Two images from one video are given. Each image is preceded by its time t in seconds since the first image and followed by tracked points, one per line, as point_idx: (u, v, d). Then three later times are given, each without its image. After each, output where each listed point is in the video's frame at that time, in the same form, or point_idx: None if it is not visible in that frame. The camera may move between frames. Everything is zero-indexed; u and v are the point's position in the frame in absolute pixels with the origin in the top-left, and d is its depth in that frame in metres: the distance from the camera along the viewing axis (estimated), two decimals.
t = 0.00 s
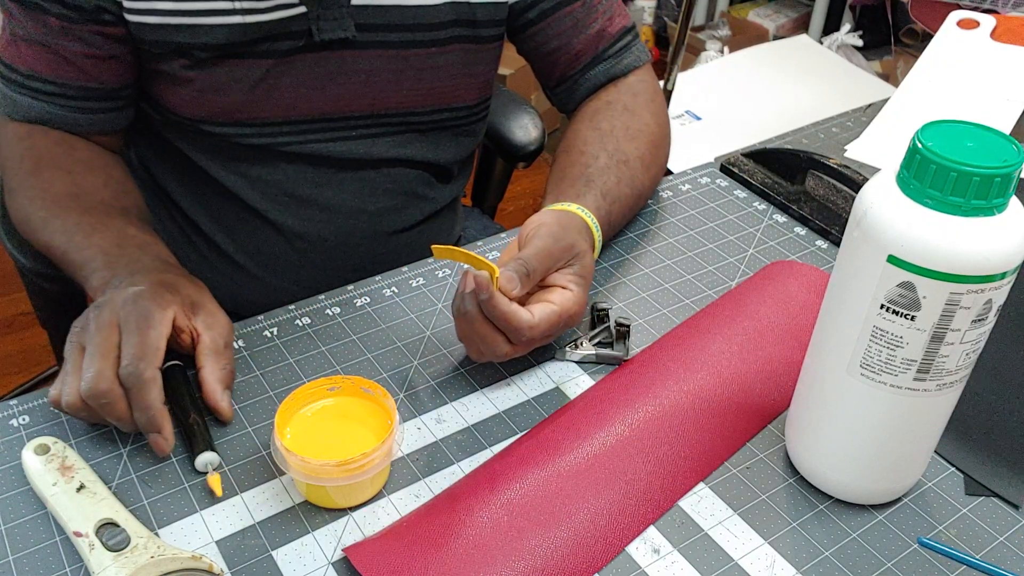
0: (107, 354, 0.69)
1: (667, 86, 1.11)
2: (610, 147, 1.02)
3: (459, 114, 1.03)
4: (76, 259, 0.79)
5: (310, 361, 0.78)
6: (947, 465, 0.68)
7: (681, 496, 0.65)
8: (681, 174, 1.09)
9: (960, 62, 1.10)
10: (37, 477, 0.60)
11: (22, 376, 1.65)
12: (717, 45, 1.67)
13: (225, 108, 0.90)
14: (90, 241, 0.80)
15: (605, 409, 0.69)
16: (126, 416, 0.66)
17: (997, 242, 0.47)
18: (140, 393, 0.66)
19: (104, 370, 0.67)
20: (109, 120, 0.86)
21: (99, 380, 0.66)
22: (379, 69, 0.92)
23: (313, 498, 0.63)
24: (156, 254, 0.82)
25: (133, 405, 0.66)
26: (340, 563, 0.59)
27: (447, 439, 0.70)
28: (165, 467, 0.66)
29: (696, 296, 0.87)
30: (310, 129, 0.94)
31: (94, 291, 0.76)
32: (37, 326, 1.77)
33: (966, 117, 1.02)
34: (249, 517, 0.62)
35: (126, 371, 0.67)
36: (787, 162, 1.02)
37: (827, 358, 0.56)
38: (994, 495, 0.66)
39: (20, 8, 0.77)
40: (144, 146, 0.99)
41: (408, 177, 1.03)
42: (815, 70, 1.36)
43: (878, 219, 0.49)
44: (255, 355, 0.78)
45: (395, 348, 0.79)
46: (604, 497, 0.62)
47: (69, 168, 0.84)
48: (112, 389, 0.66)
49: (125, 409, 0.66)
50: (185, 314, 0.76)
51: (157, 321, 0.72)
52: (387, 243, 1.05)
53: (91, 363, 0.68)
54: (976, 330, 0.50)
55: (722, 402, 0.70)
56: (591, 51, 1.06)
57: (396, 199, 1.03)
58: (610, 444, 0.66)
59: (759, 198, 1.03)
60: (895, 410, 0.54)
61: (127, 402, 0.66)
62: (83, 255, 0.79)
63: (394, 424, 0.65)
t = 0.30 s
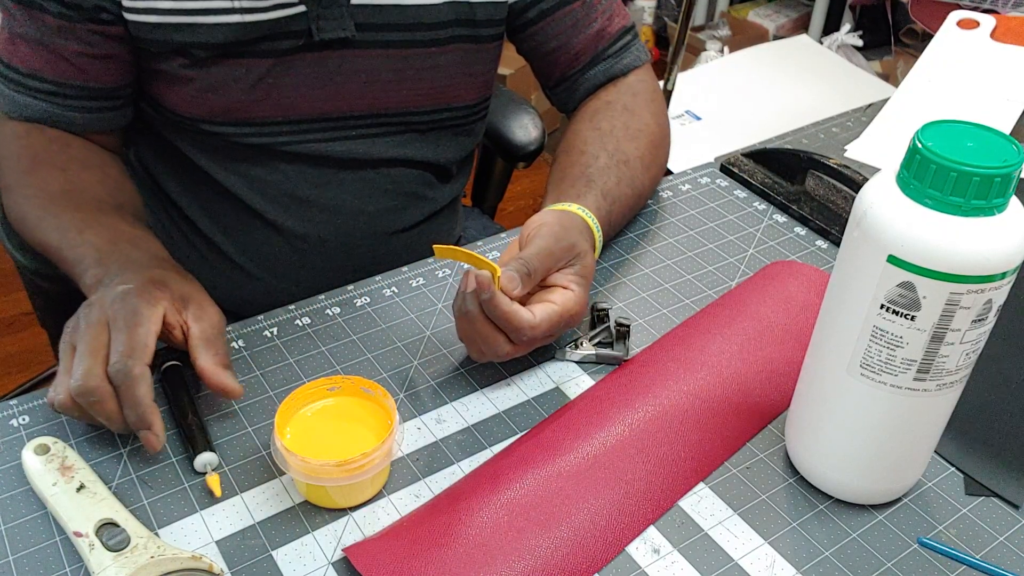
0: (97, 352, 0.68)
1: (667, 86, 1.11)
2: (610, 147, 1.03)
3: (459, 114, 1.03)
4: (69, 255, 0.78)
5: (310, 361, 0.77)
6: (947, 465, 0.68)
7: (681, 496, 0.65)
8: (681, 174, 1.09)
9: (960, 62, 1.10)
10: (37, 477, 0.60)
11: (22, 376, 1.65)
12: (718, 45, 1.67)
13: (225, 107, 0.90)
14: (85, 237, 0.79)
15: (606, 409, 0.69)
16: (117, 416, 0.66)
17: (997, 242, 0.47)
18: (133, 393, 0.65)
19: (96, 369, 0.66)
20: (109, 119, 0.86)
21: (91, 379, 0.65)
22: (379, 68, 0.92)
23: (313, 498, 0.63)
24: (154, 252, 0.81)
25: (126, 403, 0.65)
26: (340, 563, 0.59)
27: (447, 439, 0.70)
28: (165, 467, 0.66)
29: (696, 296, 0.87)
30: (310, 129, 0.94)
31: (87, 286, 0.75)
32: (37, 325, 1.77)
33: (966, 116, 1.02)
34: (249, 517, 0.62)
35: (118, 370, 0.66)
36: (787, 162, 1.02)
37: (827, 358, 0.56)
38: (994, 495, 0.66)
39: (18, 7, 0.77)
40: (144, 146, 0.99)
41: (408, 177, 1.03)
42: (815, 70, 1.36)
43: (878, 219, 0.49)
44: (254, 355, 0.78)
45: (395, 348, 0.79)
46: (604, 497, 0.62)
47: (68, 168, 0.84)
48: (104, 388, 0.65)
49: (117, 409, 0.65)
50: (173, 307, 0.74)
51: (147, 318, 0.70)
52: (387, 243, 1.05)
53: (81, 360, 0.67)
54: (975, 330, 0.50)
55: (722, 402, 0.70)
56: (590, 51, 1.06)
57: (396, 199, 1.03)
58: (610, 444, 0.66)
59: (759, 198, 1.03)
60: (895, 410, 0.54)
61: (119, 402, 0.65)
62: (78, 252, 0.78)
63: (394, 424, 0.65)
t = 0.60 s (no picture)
0: (87, 351, 0.67)
1: (667, 86, 1.11)
2: (610, 147, 1.03)
3: (458, 113, 1.03)
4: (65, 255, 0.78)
5: (310, 361, 0.78)
6: (946, 465, 0.68)
7: (681, 496, 0.65)
8: (681, 174, 1.09)
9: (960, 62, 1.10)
10: (37, 477, 0.60)
11: (22, 376, 1.65)
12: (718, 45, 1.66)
13: (224, 107, 0.90)
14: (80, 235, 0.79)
15: (605, 409, 0.69)
16: (109, 414, 0.66)
17: (997, 242, 0.47)
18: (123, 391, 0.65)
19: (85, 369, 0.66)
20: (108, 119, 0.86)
21: (81, 381, 0.65)
22: (378, 67, 0.92)
23: (313, 498, 0.63)
24: (151, 250, 0.81)
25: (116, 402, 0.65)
26: (340, 563, 0.59)
27: (447, 439, 0.70)
28: (165, 467, 0.66)
29: (696, 296, 0.87)
30: (309, 128, 0.94)
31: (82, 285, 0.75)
32: (37, 326, 1.77)
33: (966, 116, 1.02)
34: (249, 517, 0.62)
35: (107, 369, 0.66)
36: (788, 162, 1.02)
37: (828, 358, 0.56)
38: (994, 495, 0.66)
39: (16, 6, 0.77)
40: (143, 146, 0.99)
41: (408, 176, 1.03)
42: (815, 70, 1.36)
43: (878, 218, 0.49)
44: (254, 355, 0.78)
45: (395, 348, 0.79)
46: (604, 497, 0.62)
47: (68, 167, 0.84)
48: (94, 389, 0.65)
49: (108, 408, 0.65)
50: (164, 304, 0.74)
51: (136, 315, 0.70)
52: (387, 243, 1.05)
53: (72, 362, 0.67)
54: (976, 330, 0.50)
55: (723, 402, 0.70)
56: (589, 51, 1.06)
57: (396, 198, 1.03)
58: (610, 444, 0.66)
59: (759, 198, 1.03)
60: (895, 410, 0.54)
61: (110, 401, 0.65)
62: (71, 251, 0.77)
63: (394, 424, 0.65)
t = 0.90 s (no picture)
0: (95, 275, 0.62)
1: (667, 86, 1.12)
2: (610, 147, 1.03)
3: (458, 112, 1.03)
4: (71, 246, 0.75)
5: (310, 361, 0.78)
6: (946, 465, 0.68)
7: (681, 496, 0.65)
8: (681, 174, 1.09)
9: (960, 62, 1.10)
10: (37, 477, 0.60)
11: (22, 376, 1.65)
12: (717, 45, 1.65)
13: (224, 106, 0.90)
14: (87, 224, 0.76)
15: (605, 408, 0.69)
16: (117, 337, 0.61)
17: (997, 241, 0.47)
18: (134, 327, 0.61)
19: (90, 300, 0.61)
20: (108, 118, 0.86)
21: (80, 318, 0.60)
22: (378, 67, 0.92)
23: (313, 497, 0.63)
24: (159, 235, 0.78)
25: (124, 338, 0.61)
26: (340, 563, 0.59)
27: (447, 439, 0.70)
28: (164, 467, 0.66)
29: (696, 296, 0.87)
30: (310, 127, 0.94)
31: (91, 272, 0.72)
32: (37, 325, 1.77)
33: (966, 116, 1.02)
34: (249, 517, 0.62)
35: (110, 309, 0.61)
36: (788, 162, 1.02)
37: (827, 358, 0.56)
38: (994, 495, 0.66)
39: (18, 6, 0.77)
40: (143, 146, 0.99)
41: (409, 176, 1.03)
42: (815, 71, 1.36)
43: (878, 218, 0.49)
44: (254, 356, 0.78)
45: (395, 348, 0.79)
46: (603, 497, 0.62)
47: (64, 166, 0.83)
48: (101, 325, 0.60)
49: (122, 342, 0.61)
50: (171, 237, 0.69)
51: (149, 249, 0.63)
52: (387, 243, 1.05)
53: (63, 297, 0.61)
54: (975, 330, 0.50)
55: (722, 402, 0.70)
56: (589, 51, 1.06)
57: (395, 198, 1.03)
58: (610, 444, 0.66)
59: (759, 198, 1.03)
60: (895, 410, 0.54)
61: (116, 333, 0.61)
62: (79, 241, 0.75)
63: (394, 424, 0.65)
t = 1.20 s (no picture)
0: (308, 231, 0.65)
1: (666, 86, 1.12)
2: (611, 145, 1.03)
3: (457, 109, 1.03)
4: (189, 224, 0.72)
5: (309, 361, 0.78)
6: (946, 465, 0.68)
7: (681, 496, 0.64)
8: (681, 174, 1.08)
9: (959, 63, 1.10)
10: (38, 477, 0.61)
11: (23, 376, 1.65)
12: (719, 45, 1.66)
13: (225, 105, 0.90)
14: (189, 201, 0.73)
15: (605, 409, 0.70)
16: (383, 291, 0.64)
17: (998, 241, 0.47)
18: (365, 235, 0.64)
19: (318, 210, 0.65)
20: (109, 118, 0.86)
21: (361, 225, 0.64)
22: (378, 65, 0.92)
23: (313, 497, 0.63)
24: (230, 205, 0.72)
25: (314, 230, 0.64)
26: (340, 563, 0.59)
27: (447, 439, 0.70)
28: (164, 467, 0.66)
29: (697, 296, 0.87)
30: (310, 125, 0.94)
31: (233, 244, 0.70)
32: (38, 325, 1.77)
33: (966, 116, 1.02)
34: (248, 517, 0.62)
35: (321, 214, 0.65)
36: (788, 163, 1.02)
37: (827, 358, 0.56)
38: (994, 495, 0.66)
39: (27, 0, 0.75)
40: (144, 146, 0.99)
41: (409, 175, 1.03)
42: (815, 71, 1.36)
43: (878, 218, 0.49)
44: (254, 355, 0.78)
45: (395, 348, 0.79)
46: (603, 497, 0.63)
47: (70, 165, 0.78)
48: (386, 231, 0.64)
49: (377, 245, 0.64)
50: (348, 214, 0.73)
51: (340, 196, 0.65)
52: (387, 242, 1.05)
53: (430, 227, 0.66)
54: (976, 330, 0.50)
55: (721, 403, 0.71)
56: (582, 54, 1.06)
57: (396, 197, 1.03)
58: (609, 445, 0.67)
59: (759, 198, 1.03)
60: (895, 411, 0.54)
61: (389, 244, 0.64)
62: (194, 218, 0.72)
63: (394, 423, 0.65)
